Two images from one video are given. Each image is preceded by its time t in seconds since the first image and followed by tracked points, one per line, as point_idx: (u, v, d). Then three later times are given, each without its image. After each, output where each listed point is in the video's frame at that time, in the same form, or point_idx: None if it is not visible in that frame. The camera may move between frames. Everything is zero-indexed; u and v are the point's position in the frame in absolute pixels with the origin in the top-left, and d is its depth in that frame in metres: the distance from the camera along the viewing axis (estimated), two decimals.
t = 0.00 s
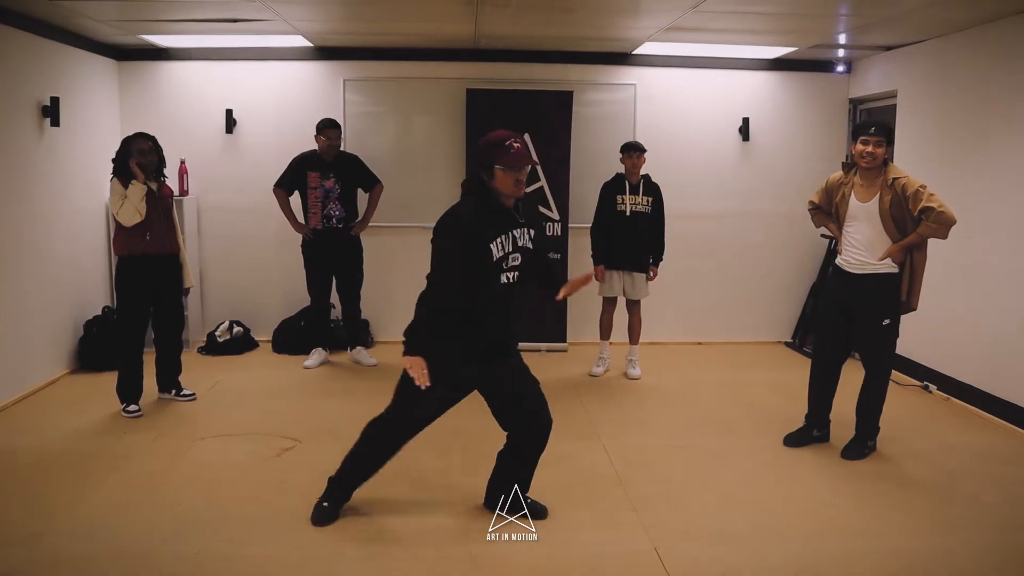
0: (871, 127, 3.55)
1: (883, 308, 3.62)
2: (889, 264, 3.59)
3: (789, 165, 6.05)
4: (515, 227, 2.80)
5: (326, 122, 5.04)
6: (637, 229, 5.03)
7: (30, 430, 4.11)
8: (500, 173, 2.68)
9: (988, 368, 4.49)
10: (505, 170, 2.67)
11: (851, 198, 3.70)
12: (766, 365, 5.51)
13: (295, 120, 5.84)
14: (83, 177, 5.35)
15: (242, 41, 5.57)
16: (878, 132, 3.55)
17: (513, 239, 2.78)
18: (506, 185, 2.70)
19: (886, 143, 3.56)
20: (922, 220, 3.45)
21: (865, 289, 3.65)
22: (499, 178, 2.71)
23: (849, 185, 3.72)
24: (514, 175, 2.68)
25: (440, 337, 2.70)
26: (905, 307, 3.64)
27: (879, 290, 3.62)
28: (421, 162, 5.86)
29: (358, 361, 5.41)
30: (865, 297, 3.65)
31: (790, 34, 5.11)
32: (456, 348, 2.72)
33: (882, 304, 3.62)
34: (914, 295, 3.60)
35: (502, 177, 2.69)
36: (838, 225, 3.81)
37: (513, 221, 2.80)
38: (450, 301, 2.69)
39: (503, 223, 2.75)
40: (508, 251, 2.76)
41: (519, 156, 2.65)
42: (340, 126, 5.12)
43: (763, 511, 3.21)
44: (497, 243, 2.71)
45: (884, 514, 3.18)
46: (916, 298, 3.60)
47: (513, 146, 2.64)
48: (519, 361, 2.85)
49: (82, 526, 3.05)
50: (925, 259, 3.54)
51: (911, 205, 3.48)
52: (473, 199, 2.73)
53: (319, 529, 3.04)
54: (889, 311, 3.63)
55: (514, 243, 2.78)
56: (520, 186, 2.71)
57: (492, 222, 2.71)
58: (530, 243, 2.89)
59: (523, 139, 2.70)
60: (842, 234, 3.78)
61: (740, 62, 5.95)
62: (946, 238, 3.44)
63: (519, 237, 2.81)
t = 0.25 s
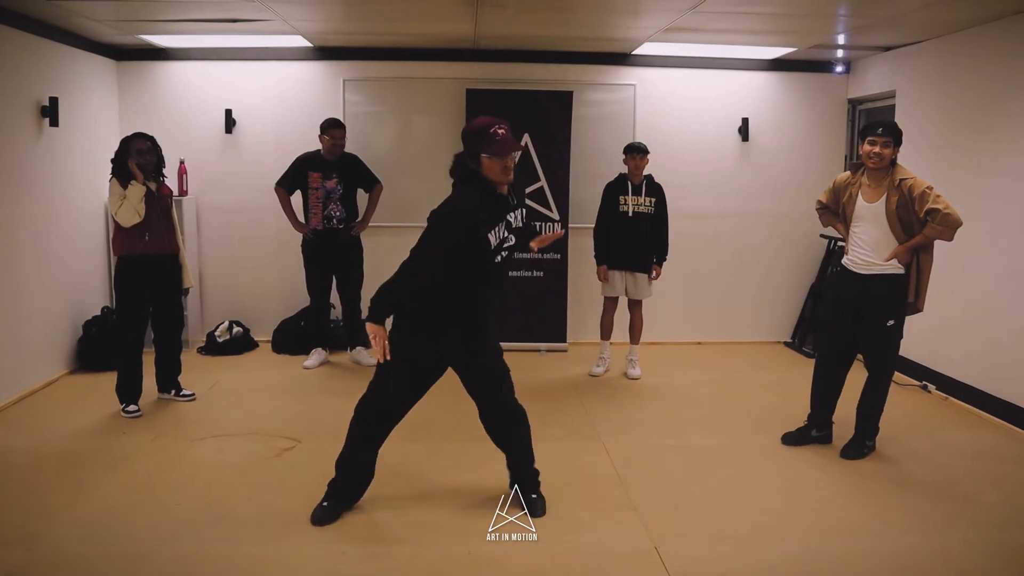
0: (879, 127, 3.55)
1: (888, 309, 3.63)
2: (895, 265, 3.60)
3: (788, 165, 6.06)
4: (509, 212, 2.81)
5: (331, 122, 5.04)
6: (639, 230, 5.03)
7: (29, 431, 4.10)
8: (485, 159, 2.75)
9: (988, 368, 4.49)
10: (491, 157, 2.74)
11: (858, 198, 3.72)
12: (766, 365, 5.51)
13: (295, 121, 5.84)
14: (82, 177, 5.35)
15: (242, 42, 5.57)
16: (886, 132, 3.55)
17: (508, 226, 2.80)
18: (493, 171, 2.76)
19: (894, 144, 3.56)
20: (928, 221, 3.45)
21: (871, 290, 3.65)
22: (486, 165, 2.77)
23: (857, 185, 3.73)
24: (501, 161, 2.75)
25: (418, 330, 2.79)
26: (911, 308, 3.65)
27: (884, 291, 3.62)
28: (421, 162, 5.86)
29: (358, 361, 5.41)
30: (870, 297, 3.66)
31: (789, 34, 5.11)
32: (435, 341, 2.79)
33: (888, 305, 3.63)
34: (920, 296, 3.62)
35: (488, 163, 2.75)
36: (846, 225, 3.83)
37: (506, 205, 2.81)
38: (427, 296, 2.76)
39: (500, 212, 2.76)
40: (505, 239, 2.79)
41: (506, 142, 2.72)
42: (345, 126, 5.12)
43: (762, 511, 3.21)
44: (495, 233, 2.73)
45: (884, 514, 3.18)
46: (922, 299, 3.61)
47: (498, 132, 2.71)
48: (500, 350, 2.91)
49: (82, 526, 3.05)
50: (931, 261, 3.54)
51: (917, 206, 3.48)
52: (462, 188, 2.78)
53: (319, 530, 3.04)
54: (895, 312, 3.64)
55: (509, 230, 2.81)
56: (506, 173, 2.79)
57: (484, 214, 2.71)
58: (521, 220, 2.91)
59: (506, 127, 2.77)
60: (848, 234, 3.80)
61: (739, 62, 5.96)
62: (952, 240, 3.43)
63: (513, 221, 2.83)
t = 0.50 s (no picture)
0: (888, 126, 3.54)
1: (895, 309, 3.63)
2: (902, 265, 3.60)
3: (793, 165, 6.05)
4: (467, 238, 2.90)
5: (338, 121, 5.06)
6: (646, 229, 5.03)
7: (34, 430, 4.11)
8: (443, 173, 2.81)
9: (992, 368, 4.49)
10: (449, 171, 2.80)
11: (867, 198, 3.71)
12: (770, 365, 5.51)
13: (299, 121, 5.85)
14: (88, 177, 5.37)
15: (247, 42, 5.58)
16: (894, 132, 3.54)
17: (464, 251, 2.89)
18: (450, 186, 2.81)
19: (902, 144, 3.56)
20: (936, 222, 3.45)
21: (878, 290, 3.65)
22: (443, 179, 2.82)
23: (865, 185, 3.72)
24: (458, 175, 2.80)
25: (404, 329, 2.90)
26: (917, 309, 3.65)
27: (892, 291, 3.62)
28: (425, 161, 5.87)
29: (362, 361, 5.42)
30: (877, 297, 3.65)
31: (793, 34, 5.10)
32: (422, 339, 2.90)
33: (895, 305, 3.63)
34: (926, 297, 3.62)
35: (446, 177, 2.81)
36: (853, 225, 3.82)
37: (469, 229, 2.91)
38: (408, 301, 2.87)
39: (452, 237, 2.88)
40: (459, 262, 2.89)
41: (464, 156, 2.78)
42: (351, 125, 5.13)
43: (766, 512, 3.21)
44: (444, 259, 2.87)
45: (888, 513, 3.19)
46: (928, 299, 3.62)
47: (457, 146, 2.78)
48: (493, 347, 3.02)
49: (89, 525, 3.06)
50: (938, 262, 3.55)
51: (926, 207, 3.48)
52: (420, 209, 2.86)
53: (324, 529, 3.05)
54: (901, 312, 3.64)
55: (466, 254, 2.89)
56: (464, 188, 2.83)
57: (433, 243, 2.86)
58: (492, 248, 2.95)
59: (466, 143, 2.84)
60: (856, 234, 3.79)
61: (743, 61, 5.95)
62: (959, 241, 3.45)
63: (473, 247, 2.90)
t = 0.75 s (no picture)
0: (888, 124, 3.55)
1: (905, 309, 3.62)
2: (912, 265, 3.59)
3: (801, 164, 6.04)
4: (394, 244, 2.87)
5: (342, 119, 5.04)
6: (657, 229, 5.03)
7: (43, 429, 4.13)
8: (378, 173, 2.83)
9: (1001, 368, 4.47)
10: (384, 172, 2.82)
11: (877, 198, 3.71)
12: (778, 364, 5.50)
13: (307, 120, 5.86)
14: (97, 176, 5.39)
15: (255, 42, 5.59)
16: (893, 130, 3.54)
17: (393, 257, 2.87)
18: (385, 186, 2.83)
19: (906, 143, 3.54)
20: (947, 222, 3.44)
21: (888, 290, 3.64)
22: (380, 182, 2.85)
23: (875, 185, 3.72)
24: (394, 177, 2.82)
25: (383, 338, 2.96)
26: (927, 309, 3.63)
27: (902, 290, 3.61)
28: (433, 161, 5.87)
29: (370, 360, 5.43)
30: (887, 297, 3.64)
31: (801, 33, 5.09)
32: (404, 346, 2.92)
33: (905, 305, 3.62)
34: (935, 297, 3.60)
35: (382, 178, 2.83)
36: (863, 225, 3.82)
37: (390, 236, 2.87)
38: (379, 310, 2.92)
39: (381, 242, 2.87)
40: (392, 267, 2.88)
41: (399, 157, 2.81)
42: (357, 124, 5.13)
43: (774, 512, 3.20)
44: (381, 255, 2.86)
45: (895, 514, 3.18)
46: (938, 299, 3.60)
47: (392, 148, 2.81)
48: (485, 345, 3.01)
49: (98, 524, 3.08)
50: (948, 262, 3.53)
51: (936, 207, 3.47)
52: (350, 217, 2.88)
53: (332, 528, 3.06)
54: (911, 311, 3.62)
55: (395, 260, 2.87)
56: (401, 190, 2.85)
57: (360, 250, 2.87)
58: (422, 259, 2.89)
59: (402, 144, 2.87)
60: (866, 233, 3.79)
61: (750, 61, 5.94)
62: (970, 242, 3.43)
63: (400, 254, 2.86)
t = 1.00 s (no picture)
0: (908, 125, 3.50)
1: (915, 308, 3.61)
2: (922, 264, 3.58)
3: (811, 164, 6.02)
4: (405, 232, 2.93)
5: (349, 119, 5.08)
6: (666, 228, 5.02)
7: (55, 427, 4.17)
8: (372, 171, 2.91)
9: (1012, 368, 4.45)
10: (377, 169, 2.91)
11: (886, 198, 3.69)
12: (787, 364, 5.48)
13: (317, 121, 5.89)
14: (109, 176, 5.43)
15: (265, 42, 5.62)
16: (914, 130, 3.50)
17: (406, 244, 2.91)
18: (379, 182, 2.91)
19: (923, 143, 3.53)
20: (957, 221, 3.43)
21: (898, 289, 3.63)
22: (374, 179, 2.93)
23: (884, 185, 3.70)
24: (387, 173, 2.91)
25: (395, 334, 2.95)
26: (937, 308, 3.62)
27: (912, 290, 3.60)
28: (442, 161, 5.89)
29: (379, 360, 5.45)
30: (897, 296, 3.63)
31: (811, 32, 5.08)
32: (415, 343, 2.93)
33: (915, 304, 3.60)
34: (946, 297, 3.59)
35: (375, 176, 2.91)
36: (872, 225, 3.80)
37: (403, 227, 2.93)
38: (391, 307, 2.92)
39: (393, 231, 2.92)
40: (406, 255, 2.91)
41: (391, 154, 2.90)
42: (363, 123, 5.14)
43: (783, 512, 3.19)
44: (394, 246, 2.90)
45: (906, 515, 3.16)
46: (949, 298, 3.58)
47: (384, 146, 2.89)
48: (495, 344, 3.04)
49: (110, 521, 3.10)
50: (959, 261, 3.52)
51: (947, 206, 3.46)
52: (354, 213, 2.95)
53: (342, 526, 3.07)
54: (921, 311, 3.61)
55: (409, 247, 2.91)
56: (395, 186, 2.94)
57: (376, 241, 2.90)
58: (435, 245, 2.97)
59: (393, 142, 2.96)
60: (875, 233, 3.77)
61: (760, 60, 5.93)
62: (981, 240, 3.42)
63: (413, 241, 2.92)
